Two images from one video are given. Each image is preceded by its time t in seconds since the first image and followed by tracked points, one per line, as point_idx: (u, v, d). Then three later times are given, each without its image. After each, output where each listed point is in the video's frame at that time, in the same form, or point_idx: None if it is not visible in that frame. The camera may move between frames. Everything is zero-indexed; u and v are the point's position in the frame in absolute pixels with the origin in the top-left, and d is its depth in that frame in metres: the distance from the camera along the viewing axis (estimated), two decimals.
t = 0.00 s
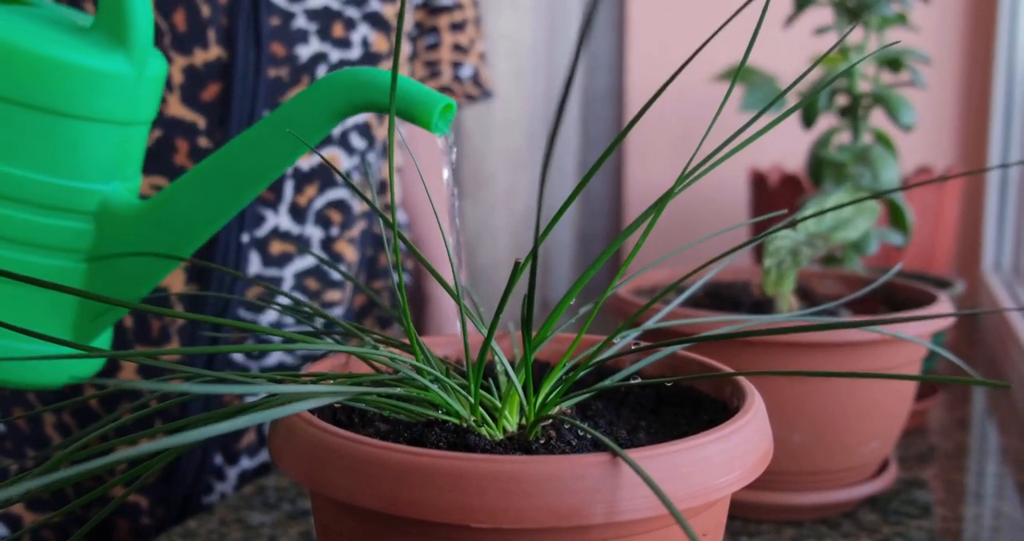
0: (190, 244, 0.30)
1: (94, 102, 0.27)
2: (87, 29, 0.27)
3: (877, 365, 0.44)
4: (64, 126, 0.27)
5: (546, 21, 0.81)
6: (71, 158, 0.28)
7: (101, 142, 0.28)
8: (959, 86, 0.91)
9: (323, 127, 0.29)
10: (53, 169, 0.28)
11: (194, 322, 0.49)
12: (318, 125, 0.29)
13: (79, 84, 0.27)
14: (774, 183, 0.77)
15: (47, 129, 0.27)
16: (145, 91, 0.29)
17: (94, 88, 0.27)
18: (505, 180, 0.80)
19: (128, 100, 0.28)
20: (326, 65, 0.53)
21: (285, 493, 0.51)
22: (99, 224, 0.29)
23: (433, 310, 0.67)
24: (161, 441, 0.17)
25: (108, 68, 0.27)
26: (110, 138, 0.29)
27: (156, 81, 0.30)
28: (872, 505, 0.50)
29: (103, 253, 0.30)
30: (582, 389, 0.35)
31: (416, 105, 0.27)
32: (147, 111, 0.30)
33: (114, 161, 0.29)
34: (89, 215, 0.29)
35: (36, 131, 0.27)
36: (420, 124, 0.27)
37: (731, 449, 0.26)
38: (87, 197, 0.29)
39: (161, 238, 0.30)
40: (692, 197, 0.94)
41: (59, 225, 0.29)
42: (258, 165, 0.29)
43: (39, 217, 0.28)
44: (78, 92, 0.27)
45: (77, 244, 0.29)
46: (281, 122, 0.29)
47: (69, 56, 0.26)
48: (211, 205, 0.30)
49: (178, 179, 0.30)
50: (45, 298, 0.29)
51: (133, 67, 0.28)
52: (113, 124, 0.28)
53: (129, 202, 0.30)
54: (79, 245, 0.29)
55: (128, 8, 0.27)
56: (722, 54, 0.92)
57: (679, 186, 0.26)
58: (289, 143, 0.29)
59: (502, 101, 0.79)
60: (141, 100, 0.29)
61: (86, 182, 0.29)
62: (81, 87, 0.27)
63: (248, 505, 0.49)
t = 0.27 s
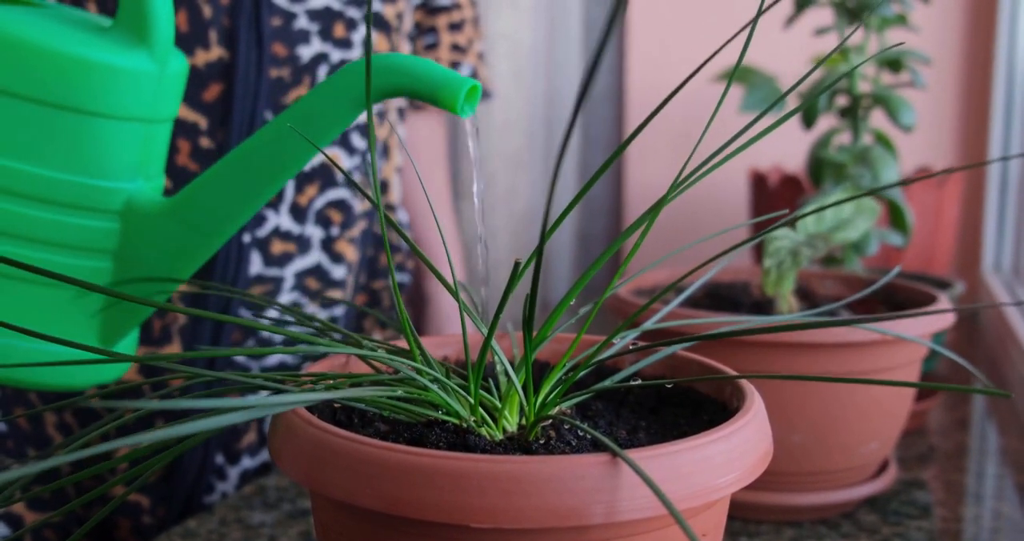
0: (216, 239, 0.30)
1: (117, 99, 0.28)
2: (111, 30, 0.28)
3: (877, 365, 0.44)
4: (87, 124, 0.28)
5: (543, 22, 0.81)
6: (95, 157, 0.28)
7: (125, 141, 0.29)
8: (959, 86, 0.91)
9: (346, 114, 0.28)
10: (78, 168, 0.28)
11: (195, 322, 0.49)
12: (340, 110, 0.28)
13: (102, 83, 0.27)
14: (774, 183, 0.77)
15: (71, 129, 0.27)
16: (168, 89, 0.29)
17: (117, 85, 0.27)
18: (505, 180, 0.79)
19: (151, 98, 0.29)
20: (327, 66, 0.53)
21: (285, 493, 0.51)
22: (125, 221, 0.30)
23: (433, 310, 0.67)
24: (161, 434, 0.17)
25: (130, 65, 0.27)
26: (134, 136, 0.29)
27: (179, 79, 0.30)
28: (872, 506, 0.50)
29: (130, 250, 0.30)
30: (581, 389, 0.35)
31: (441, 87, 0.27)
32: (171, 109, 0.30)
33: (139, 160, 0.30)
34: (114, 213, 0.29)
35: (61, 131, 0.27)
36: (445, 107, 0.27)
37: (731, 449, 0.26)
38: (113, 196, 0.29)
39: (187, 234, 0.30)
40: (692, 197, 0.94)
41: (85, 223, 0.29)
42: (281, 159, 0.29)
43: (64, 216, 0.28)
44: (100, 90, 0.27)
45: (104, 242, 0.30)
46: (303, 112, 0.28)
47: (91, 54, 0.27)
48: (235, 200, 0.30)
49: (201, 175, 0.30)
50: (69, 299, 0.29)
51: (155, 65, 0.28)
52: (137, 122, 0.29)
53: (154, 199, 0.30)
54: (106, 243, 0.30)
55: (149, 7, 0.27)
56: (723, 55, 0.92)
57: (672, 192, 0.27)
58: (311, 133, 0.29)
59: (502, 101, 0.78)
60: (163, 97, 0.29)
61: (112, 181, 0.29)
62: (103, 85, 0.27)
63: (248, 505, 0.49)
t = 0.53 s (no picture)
0: (239, 230, 0.31)
1: (136, 94, 0.28)
2: (128, 28, 0.29)
3: (878, 365, 0.44)
4: (109, 120, 0.28)
5: (544, 23, 0.82)
6: (118, 152, 0.29)
7: (145, 135, 0.29)
8: (960, 86, 0.91)
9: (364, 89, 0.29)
10: (101, 165, 0.29)
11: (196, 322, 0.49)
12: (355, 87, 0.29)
13: (124, 78, 0.28)
14: (774, 183, 0.77)
15: (94, 125, 0.28)
16: (185, 83, 0.30)
17: (136, 80, 0.28)
18: (505, 180, 0.79)
19: (169, 91, 0.29)
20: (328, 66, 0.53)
21: (285, 493, 0.51)
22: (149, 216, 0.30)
23: (433, 310, 0.67)
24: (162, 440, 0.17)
25: (148, 59, 0.28)
26: (154, 131, 0.30)
27: (195, 74, 0.31)
28: (872, 505, 0.50)
29: (156, 245, 0.31)
30: (581, 389, 0.35)
31: (454, 58, 0.27)
32: (189, 103, 0.31)
33: (161, 156, 0.31)
34: (138, 208, 0.30)
35: (83, 128, 0.28)
36: (458, 78, 0.28)
37: (731, 449, 0.26)
38: (136, 191, 0.30)
39: (211, 226, 0.30)
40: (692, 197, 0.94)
41: (110, 220, 0.30)
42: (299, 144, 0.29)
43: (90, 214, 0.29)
44: (121, 85, 0.28)
45: (130, 238, 0.30)
46: (319, 93, 0.29)
47: (110, 51, 0.28)
48: (256, 187, 0.30)
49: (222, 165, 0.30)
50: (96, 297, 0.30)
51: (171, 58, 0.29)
52: (157, 116, 0.30)
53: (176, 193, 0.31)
54: (133, 239, 0.30)
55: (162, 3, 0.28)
56: (723, 55, 0.92)
57: (667, 196, 0.27)
58: (328, 114, 0.29)
59: (502, 102, 0.78)
60: (181, 91, 0.30)
61: (135, 176, 0.30)
62: (123, 80, 0.28)
63: (248, 505, 0.49)
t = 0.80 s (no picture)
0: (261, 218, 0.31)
1: (153, 84, 0.29)
2: (145, 21, 0.29)
3: (878, 365, 0.44)
4: (126, 112, 0.29)
5: (545, 21, 0.81)
6: (138, 143, 0.29)
7: (165, 126, 0.30)
8: (959, 86, 0.91)
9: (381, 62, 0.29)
10: (121, 157, 0.29)
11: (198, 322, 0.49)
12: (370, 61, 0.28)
13: (141, 69, 0.28)
14: (774, 183, 0.77)
15: (111, 118, 0.29)
16: (203, 73, 0.30)
17: (151, 70, 0.29)
18: (505, 180, 0.80)
19: (187, 81, 0.30)
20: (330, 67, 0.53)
21: (285, 493, 0.51)
22: (172, 207, 0.30)
23: (433, 311, 0.67)
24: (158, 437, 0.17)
25: (163, 49, 0.29)
26: (174, 122, 0.30)
27: (215, 65, 0.31)
28: (872, 506, 0.50)
29: (180, 236, 0.31)
30: (581, 390, 0.35)
31: (469, 24, 0.28)
32: (210, 94, 0.31)
33: (183, 148, 0.31)
34: (161, 199, 0.30)
35: (101, 120, 0.29)
36: (475, 43, 0.28)
37: (731, 450, 0.26)
38: (158, 182, 0.30)
39: (233, 214, 0.30)
40: (692, 198, 0.94)
41: (133, 212, 0.30)
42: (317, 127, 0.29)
43: (113, 206, 0.30)
44: (136, 76, 0.28)
45: (154, 229, 0.30)
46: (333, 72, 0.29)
47: (125, 42, 0.28)
48: (275, 174, 0.30)
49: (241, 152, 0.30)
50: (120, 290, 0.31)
51: (187, 47, 0.29)
52: (176, 107, 0.30)
53: (198, 183, 0.31)
54: (157, 231, 0.31)
55: None
56: (722, 55, 0.92)
57: (670, 195, 0.27)
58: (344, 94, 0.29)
59: (502, 102, 0.78)
60: (200, 81, 0.30)
61: (157, 167, 0.30)
62: (138, 71, 0.28)
63: (249, 506, 0.49)
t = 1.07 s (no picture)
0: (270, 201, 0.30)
1: (156, 72, 0.28)
2: (148, 13, 0.29)
3: (878, 366, 0.44)
4: (129, 101, 0.28)
5: (544, 21, 0.81)
6: (143, 132, 0.29)
7: (169, 115, 0.29)
8: (959, 86, 0.91)
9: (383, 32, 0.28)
10: (126, 147, 0.29)
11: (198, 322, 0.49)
12: (371, 32, 0.28)
13: (142, 55, 0.28)
14: (774, 183, 0.77)
15: (113, 107, 0.28)
16: (208, 62, 0.30)
17: (152, 58, 0.28)
18: (505, 180, 0.79)
19: (190, 68, 0.29)
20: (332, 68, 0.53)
21: (285, 493, 0.51)
22: (181, 196, 0.30)
23: (433, 311, 0.67)
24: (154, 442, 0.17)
25: (164, 36, 0.28)
26: (179, 111, 0.30)
27: (220, 54, 0.31)
28: (872, 506, 0.50)
29: (190, 225, 0.30)
30: (581, 390, 0.35)
31: None
32: (215, 83, 0.31)
33: (190, 137, 0.30)
34: (169, 189, 0.30)
35: (104, 111, 0.28)
36: (469, 11, 0.27)
37: (731, 450, 0.26)
38: (165, 171, 0.29)
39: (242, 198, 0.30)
40: (691, 198, 0.94)
41: (141, 203, 0.29)
42: (322, 104, 0.29)
43: (120, 197, 0.29)
44: (137, 63, 0.28)
45: (164, 220, 0.30)
46: (335, 46, 0.28)
47: (124, 29, 0.28)
48: (282, 154, 0.29)
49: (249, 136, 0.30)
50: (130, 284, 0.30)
51: (188, 34, 0.29)
52: (180, 96, 0.29)
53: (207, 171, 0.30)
54: (166, 221, 0.30)
55: None
56: (722, 55, 0.92)
57: (670, 195, 0.27)
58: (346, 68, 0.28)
59: (501, 102, 0.77)
60: (205, 68, 0.30)
61: (164, 156, 0.29)
62: (141, 59, 0.28)
63: (249, 506, 0.49)
